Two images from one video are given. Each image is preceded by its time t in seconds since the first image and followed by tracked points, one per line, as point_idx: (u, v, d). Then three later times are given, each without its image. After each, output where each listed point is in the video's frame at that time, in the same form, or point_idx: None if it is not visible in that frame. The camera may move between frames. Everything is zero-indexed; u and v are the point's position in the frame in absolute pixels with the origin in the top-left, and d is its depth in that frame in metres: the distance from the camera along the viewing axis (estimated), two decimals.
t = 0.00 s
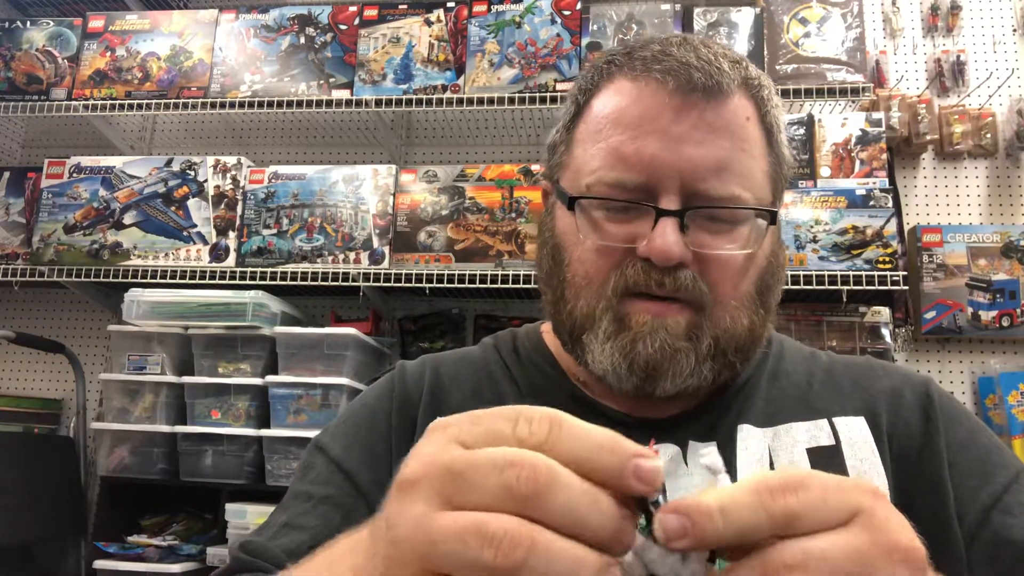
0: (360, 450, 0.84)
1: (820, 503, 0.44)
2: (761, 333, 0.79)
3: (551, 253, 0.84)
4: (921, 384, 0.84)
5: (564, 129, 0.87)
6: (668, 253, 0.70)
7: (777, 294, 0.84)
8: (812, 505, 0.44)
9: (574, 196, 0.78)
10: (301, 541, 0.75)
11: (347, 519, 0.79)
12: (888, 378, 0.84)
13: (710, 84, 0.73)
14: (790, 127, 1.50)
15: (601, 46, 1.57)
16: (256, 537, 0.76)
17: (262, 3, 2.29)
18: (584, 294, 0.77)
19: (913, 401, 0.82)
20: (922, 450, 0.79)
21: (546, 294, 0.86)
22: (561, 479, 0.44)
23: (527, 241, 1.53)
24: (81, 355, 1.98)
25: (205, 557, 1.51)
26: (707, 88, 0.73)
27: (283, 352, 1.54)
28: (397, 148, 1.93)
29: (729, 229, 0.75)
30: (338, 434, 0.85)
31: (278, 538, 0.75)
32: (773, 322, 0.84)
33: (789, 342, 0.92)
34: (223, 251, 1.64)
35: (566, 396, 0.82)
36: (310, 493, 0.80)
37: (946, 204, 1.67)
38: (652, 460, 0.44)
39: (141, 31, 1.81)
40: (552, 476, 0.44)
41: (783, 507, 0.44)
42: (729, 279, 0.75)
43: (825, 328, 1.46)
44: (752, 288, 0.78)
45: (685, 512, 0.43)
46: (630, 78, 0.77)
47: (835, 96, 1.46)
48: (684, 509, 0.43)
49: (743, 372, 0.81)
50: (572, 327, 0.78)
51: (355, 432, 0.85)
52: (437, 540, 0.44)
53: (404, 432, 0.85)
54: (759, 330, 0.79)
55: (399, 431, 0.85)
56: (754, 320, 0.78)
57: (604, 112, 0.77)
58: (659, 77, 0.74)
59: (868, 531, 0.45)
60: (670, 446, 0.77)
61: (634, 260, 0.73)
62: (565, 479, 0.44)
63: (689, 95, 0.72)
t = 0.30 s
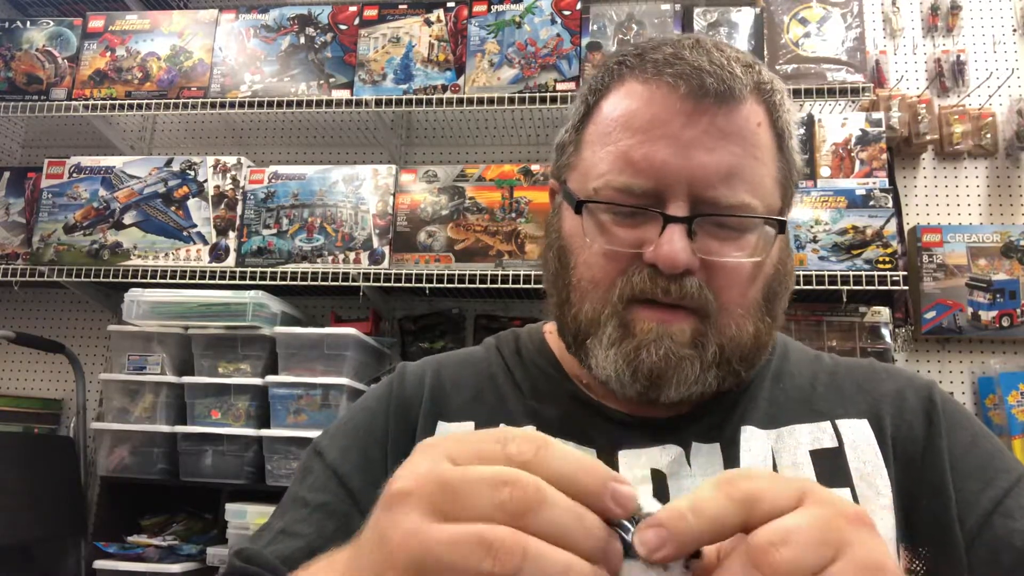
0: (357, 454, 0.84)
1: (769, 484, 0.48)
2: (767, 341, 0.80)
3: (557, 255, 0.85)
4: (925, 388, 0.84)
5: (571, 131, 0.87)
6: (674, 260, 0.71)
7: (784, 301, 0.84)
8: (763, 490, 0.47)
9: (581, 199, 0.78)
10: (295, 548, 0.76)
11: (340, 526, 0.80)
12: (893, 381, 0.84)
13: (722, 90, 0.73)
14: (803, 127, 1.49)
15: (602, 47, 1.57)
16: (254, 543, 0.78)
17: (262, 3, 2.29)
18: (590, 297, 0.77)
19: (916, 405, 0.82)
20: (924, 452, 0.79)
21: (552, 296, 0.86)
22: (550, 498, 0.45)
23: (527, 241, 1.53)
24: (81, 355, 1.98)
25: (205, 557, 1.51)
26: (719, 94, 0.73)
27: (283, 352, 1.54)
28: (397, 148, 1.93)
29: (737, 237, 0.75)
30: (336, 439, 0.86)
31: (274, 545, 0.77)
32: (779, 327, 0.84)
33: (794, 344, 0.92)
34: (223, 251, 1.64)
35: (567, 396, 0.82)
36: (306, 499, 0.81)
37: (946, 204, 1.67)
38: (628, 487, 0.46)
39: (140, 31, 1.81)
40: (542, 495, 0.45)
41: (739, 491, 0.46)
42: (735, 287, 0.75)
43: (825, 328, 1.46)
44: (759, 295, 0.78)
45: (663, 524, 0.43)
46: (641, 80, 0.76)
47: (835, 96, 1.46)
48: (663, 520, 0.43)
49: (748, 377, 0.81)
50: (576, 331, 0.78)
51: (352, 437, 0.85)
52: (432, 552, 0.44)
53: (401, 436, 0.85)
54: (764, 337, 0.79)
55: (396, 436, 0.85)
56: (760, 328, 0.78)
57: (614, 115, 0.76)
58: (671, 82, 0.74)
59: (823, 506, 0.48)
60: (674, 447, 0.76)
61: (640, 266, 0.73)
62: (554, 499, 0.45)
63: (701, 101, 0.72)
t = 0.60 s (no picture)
0: (355, 457, 0.84)
1: (768, 487, 0.48)
2: (764, 348, 0.80)
3: (557, 258, 0.85)
4: (926, 390, 0.84)
5: (574, 133, 0.87)
6: (674, 268, 0.70)
7: (783, 307, 0.84)
8: (762, 493, 0.47)
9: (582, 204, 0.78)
10: (293, 554, 0.76)
11: (338, 532, 0.79)
12: (893, 383, 0.84)
13: (726, 97, 0.73)
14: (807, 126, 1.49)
15: (602, 47, 1.57)
16: (253, 550, 0.78)
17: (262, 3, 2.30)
18: (589, 301, 0.77)
19: (917, 408, 0.82)
20: (925, 454, 0.79)
21: (552, 298, 0.86)
22: (530, 487, 0.47)
23: (527, 241, 1.53)
24: (81, 355, 1.98)
25: (205, 557, 1.51)
26: (723, 101, 0.73)
27: (283, 351, 1.54)
28: (397, 148, 1.93)
29: (736, 247, 0.75)
30: (334, 443, 0.86)
31: (273, 551, 0.77)
32: (778, 333, 0.84)
33: (794, 346, 0.92)
34: (223, 251, 1.64)
35: (567, 398, 0.82)
36: (304, 504, 0.81)
37: (946, 204, 1.67)
38: (594, 467, 0.51)
39: (140, 31, 1.81)
40: (521, 486, 0.47)
41: (739, 491, 0.47)
42: (733, 295, 0.75)
43: (825, 327, 1.46)
44: (757, 303, 0.78)
45: (661, 512, 0.46)
46: (646, 85, 0.76)
47: (835, 96, 1.46)
48: (661, 509, 0.46)
49: (747, 383, 0.81)
50: (574, 334, 0.78)
51: (350, 441, 0.85)
52: (427, 560, 0.45)
53: (400, 439, 0.85)
54: (762, 345, 0.79)
55: (394, 440, 0.85)
56: (757, 336, 0.78)
57: (618, 118, 0.76)
58: (676, 88, 0.74)
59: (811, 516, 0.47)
60: (674, 448, 0.76)
61: (639, 271, 0.73)
62: (534, 488, 0.47)
63: (705, 108, 0.72)
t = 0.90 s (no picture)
0: (355, 461, 0.84)
1: (751, 470, 0.48)
2: (764, 351, 0.79)
3: (558, 260, 0.85)
4: (925, 390, 0.84)
5: (573, 134, 0.87)
6: (674, 271, 0.70)
7: (783, 309, 0.84)
8: (742, 475, 0.47)
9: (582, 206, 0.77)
10: (293, 561, 0.77)
11: (337, 539, 0.80)
12: (892, 383, 0.84)
13: (726, 100, 0.73)
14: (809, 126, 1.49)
15: (602, 47, 1.57)
16: (250, 557, 0.79)
17: (262, 3, 2.30)
18: (589, 304, 0.77)
19: (916, 408, 0.82)
20: (923, 454, 0.79)
21: (552, 300, 0.86)
22: (530, 498, 0.47)
23: (527, 241, 1.53)
24: (81, 355, 1.98)
25: (205, 557, 1.51)
26: (723, 104, 0.72)
27: (283, 352, 1.55)
28: (397, 148, 1.93)
29: (736, 250, 0.75)
30: (333, 447, 0.86)
31: (273, 558, 0.78)
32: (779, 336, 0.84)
33: (795, 347, 0.92)
34: (223, 251, 1.64)
35: (568, 401, 0.81)
36: (304, 509, 0.81)
37: (947, 204, 1.67)
38: (590, 469, 0.49)
39: (140, 31, 1.81)
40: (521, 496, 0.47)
41: (719, 475, 0.47)
42: (733, 298, 0.75)
43: (825, 328, 1.46)
44: (757, 306, 0.78)
45: (650, 501, 0.46)
46: (645, 87, 0.76)
47: (835, 96, 1.46)
48: (651, 498, 0.46)
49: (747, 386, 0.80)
50: (574, 337, 0.78)
51: (350, 446, 0.85)
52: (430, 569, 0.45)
53: (399, 444, 0.85)
54: (762, 348, 0.79)
55: (393, 443, 0.85)
56: (757, 339, 0.78)
57: (617, 120, 0.76)
58: (675, 91, 0.74)
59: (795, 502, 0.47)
60: (674, 450, 0.76)
61: (639, 275, 0.73)
62: (534, 498, 0.47)
63: (704, 110, 0.72)
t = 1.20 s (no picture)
0: (353, 460, 0.84)
1: (739, 474, 0.47)
2: (762, 351, 0.80)
3: (556, 261, 0.84)
4: (922, 386, 0.84)
5: (571, 135, 0.87)
6: (671, 272, 0.70)
7: (781, 309, 0.84)
8: (730, 484, 0.47)
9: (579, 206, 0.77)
10: (291, 560, 0.77)
11: (335, 539, 0.80)
12: (891, 380, 0.84)
13: (723, 100, 0.73)
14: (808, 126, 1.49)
15: (602, 47, 1.57)
16: (249, 555, 0.79)
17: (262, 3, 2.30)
18: (587, 305, 0.77)
19: (914, 406, 0.82)
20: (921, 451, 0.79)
21: (550, 301, 0.86)
22: (550, 528, 0.46)
23: (527, 241, 1.53)
24: (81, 355, 1.98)
25: (205, 557, 1.51)
26: (720, 104, 0.72)
27: (283, 352, 1.55)
28: (397, 148, 1.93)
29: (734, 251, 0.75)
30: (332, 447, 0.86)
31: (271, 556, 0.77)
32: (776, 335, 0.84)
33: (793, 345, 0.92)
34: (223, 251, 1.64)
35: (567, 401, 0.81)
36: (301, 508, 0.81)
37: (946, 204, 1.67)
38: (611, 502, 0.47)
39: (140, 31, 1.81)
40: (542, 526, 0.46)
41: (705, 486, 0.46)
42: (730, 298, 0.75)
43: (825, 328, 1.46)
44: (755, 306, 0.78)
45: (642, 519, 0.46)
46: (643, 87, 0.76)
47: (835, 96, 1.46)
48: (644, 516, 0.46)
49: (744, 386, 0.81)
50: (572, 337, 0.78)
51: (348, 445, 0.85)
52: None
53: (398, 444, 0.85)
54: (760, 348, 0.79)
55: (392, 443, 0.85)
56: (755, 339, 0.78)
57: (614, 121, 0.76)
58: (673, 91, 0.74)
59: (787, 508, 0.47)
60: (672, 450, 0.76)
61: (637, 275, 0.73)
62: (554, 529, 0.46)
63: (701, 111, 0.72)
